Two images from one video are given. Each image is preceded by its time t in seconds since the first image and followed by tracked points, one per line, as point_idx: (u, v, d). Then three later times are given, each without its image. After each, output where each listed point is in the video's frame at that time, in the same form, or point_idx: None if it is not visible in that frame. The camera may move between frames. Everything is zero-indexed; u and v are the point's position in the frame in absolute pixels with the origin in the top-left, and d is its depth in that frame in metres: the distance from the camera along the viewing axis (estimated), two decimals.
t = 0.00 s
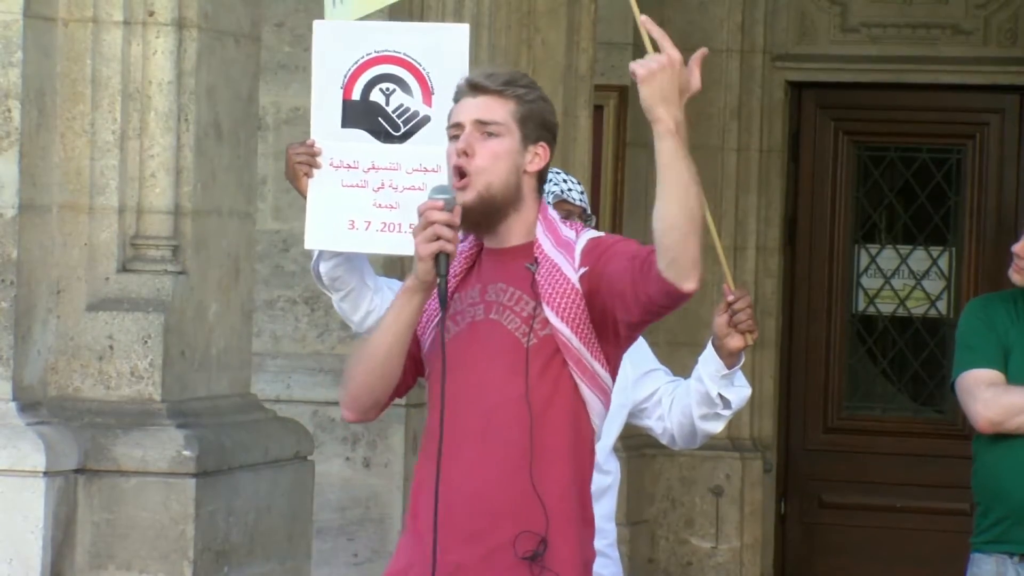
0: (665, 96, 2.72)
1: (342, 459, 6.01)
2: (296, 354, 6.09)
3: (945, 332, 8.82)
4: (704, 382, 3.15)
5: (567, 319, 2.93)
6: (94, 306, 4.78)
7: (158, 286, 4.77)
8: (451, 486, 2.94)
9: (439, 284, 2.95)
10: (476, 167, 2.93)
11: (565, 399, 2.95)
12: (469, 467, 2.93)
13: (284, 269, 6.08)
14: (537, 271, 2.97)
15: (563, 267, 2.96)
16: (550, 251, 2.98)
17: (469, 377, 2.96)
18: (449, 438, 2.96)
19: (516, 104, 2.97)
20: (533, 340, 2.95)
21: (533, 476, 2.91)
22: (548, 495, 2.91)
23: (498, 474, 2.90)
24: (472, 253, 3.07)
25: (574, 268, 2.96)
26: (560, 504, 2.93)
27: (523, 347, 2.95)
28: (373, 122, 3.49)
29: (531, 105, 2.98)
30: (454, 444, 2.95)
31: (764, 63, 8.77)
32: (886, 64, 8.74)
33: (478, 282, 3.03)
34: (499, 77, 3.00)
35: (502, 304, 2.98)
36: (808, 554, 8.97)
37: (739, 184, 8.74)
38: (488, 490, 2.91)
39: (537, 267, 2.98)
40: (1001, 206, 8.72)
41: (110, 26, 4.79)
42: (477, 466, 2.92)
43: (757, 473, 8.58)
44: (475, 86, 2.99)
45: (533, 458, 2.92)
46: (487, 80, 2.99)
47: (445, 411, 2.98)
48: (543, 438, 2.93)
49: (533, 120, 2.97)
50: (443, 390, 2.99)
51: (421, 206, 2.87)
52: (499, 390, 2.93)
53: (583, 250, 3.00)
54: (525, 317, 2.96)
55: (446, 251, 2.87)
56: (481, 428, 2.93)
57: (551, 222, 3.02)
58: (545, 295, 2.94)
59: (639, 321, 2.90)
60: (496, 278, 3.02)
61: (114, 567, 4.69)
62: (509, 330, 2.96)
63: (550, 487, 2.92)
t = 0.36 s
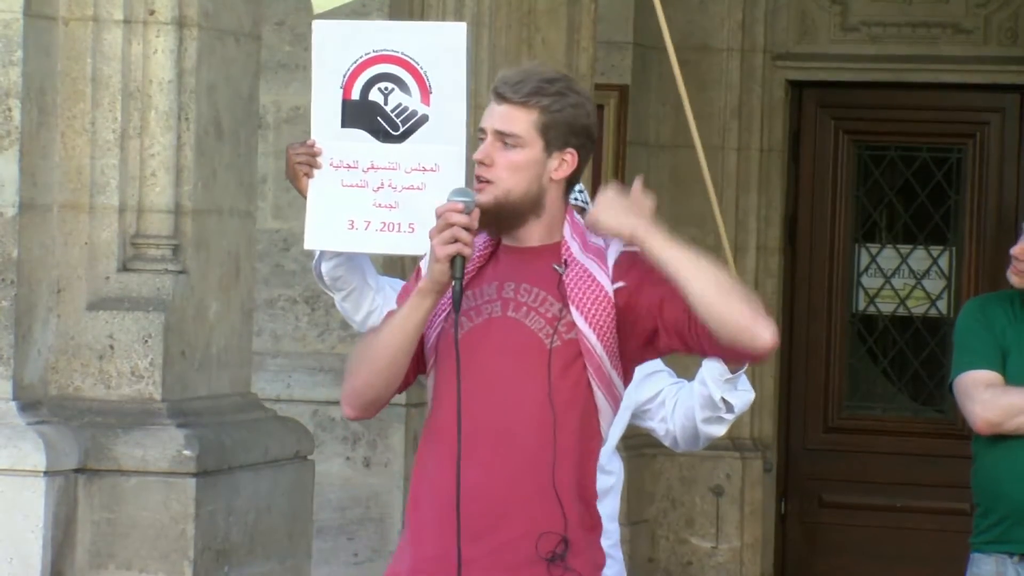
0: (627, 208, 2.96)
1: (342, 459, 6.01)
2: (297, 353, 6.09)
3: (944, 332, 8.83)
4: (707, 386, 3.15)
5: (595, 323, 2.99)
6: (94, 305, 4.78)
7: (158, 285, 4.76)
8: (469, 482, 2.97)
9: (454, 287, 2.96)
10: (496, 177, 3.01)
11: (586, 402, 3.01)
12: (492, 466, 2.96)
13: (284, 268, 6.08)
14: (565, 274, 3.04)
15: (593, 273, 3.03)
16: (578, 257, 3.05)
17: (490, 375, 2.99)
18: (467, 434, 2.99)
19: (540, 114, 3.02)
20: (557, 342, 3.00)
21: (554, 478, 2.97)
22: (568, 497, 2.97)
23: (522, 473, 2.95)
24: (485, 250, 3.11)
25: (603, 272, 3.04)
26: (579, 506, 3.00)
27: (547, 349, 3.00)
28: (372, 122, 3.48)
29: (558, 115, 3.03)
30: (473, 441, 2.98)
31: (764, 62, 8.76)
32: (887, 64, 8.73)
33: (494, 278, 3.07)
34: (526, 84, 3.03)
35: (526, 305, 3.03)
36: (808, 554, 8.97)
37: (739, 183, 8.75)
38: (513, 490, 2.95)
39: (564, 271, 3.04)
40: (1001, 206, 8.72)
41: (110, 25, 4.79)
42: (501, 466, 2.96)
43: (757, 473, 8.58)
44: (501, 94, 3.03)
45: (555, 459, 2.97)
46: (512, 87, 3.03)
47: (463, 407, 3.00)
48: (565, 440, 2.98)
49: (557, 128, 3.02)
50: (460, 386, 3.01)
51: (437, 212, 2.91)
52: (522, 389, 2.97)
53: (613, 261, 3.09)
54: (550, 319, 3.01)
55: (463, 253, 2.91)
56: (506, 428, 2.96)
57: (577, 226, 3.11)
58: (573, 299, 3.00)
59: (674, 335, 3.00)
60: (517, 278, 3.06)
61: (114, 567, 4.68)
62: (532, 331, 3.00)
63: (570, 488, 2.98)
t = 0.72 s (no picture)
0: (628, 250, 2.97)
1: (342, 456, 6.02)
2: (296, 350, 6.11)
3: (945, 329, 8.83)
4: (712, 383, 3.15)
5: (598, 327, 3.05)
6: (94, 302, 4.79)
7: (159, 282, 4.77)
8: (474, 480, 3.06)
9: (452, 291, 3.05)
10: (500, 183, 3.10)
11: (590, 404, 3.07)
12: (498, 465, 3.04)
13: (285, 265, 6.10)
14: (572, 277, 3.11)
15: (600, 276, 3.09)
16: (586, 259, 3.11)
17: (495, 377, 3.08)
18: (473, 433, 3.08)
19: (544, 122, 3.09)
20: (561, 345, 3.07)
21: (555, 479, 3.03)
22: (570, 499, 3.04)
23: (522, 474, 3.03)
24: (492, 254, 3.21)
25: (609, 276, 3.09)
26: (584, 507, 3.06)
27: (551, 352, 3.07)
28: (373, 121, 3.48)
29: (562, 122, 3.10)
30: (479, 439, 3.07)
31: (765, 61, 8.77)
32: (887, 61, 8.75)
33: (503, 278, 3.17)
34: (531, 92, 3.10)
35: (534, 307, 3.11)
36: (809, 551, 8.97)
37: (739, 181, 8.76)
38: (518, 490, 3.03)
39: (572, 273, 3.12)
40: (1001, 203, 8.72)
41: (110, 23, 4.80)
42: (506, 466, 3.04)
43: (757, 470, 8.58)
44: (505, 101, 3.11)
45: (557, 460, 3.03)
46: (518, 95, 3.10)
47: (469, 408, 3.09)
48: (567, 442, 3.04)
49: (561, 136, 3.09)
50: (467, 386, 3.11)
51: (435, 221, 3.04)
52: (525, 391, 3.05)
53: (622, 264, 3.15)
54: (556, 322, 3.08)
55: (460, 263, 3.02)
56: (509, 429, 3.04)
57: (587, 228, 3.18)
58: (577, 302, 3.07)
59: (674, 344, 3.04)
60: (528, 280, 3.14)
61: (115, 563, 4.69)
62: (538, 334, 3.08)
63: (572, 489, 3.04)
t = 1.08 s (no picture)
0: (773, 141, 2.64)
1: (341, 458, 6.01)
2: (296, 352, 6.11)
3: (945, 330, 8.82)
4: (710, 386, 3.13)
5: (601, 317, 2.97)
6: (94, 304, 4.77)
7: (158, 284, 4.76)
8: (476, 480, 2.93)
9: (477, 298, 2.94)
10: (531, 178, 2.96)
11: (593, 396, 2.97)
12: (503, 462, 2.92)
13: (285, 267, 6.10)
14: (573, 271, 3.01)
15: (600, 267, 3.00)
16: (587, 253, 3.02)
17: (498, 373, 2.97)
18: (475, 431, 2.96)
19: (581, 122, 2.98)
20: (565, 339, 2.97)
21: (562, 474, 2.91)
22: (576, 494, 2.92)
23: (527, 469, 2.90)
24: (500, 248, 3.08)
25: (610, 265, 3.01)
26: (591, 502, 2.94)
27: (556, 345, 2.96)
28: (377, 124, 3.47)
29: (597, 122, 3.00)
30: (482, 436, 2.94)
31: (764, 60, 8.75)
32: (886, 61, 8.74)
33: (505, 279, 3.04)
34: (572, 90, 2.98)
35: (535, 303, 3.00)
36: (808, 553, 8.94)
37: (739, 181, 8.73)
38: (523, 486, 2.90)
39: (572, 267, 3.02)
40: (1000, 204, 8.72)
41: (110, 24, 4.79)
42: (509, 462, 2.91)
43: (757, 472, 8.57)
44: (544, 93, 2.98)
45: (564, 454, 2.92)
46: (557, 89, 2.98)
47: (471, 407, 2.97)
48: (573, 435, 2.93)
49: (592, 137, 3.00)
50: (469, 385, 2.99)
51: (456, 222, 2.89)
52: (530, 386, 2.94)
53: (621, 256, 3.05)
54: (558, 316, 2.98)
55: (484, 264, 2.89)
56: (512, 425, 2.92)
57: (587, 221, 3.07)
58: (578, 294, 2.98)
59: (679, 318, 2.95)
60: (527, 278, 3.03)
61: (115, 566, 4.68)
62: (541, 328, 2.98)
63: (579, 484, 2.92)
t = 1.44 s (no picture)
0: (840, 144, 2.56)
1: (342, 460, 6.03)
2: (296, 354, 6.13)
3: (945, 332, 8.82)
4: (705, 389, 3.14)
5: (620, 321, 2.94)
6: (94, 306, 4.78)
7: (158, 285, 4.76)
8: (502, 485, 2.86)
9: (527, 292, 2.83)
10: (570, 181, 2.90)
11: (613, 399, 2.93)
12: (531, 467, 2.85)
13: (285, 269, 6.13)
14: (587, 274, 2.97)
15: (616, 271, 2.99)
16: (599, 256, 2.99)
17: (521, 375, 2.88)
18: (498, 435, 2.87)
19: (610, 128, 2.96)
20: (587, 343, 2.91)
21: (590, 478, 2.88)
22: (601, 498, 2.90)
23: (558, 474, 2.85)
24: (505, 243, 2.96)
25: (623, 270, 3.00)
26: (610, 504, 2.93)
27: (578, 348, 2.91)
28: (374, 123, 3.94)
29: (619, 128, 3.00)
30: (507, 441, 2.86)
31: (764, 63, 8.75)
32: (889, 64, 8.74)
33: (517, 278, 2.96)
34: (603, 95, 2.97)
35: (552, 306, 2.93)
36: (808, 555, 8.95)
37: (738, 184, 8.73)
38: (553, 492, 2.86)
39: (585, 269, 2.98)
40: (1001, 205, 8.75)
41: (110, 26, 4.79)
42: (537, 467, 2.85)
43: (757, 474, 8.55)
44: (579, 95, 2.95)
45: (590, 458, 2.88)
46: (591, 92, 2.96)
47: (492, 409, 2.89)
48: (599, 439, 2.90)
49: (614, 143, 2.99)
50: (488, 387, 2.90)
51: (509, 219, 2.72)
52: (557, 390, 2.88)
53: (632, 259, 3.04)
54: (579, 319, 2.93)
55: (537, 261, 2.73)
56: (541, 429, 2.86)
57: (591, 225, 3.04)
58: (597, 297, 2.95)
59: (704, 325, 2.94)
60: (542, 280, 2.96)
61: (114, 568, 4.68)
62: (562, 331, 2.91)
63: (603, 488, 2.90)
